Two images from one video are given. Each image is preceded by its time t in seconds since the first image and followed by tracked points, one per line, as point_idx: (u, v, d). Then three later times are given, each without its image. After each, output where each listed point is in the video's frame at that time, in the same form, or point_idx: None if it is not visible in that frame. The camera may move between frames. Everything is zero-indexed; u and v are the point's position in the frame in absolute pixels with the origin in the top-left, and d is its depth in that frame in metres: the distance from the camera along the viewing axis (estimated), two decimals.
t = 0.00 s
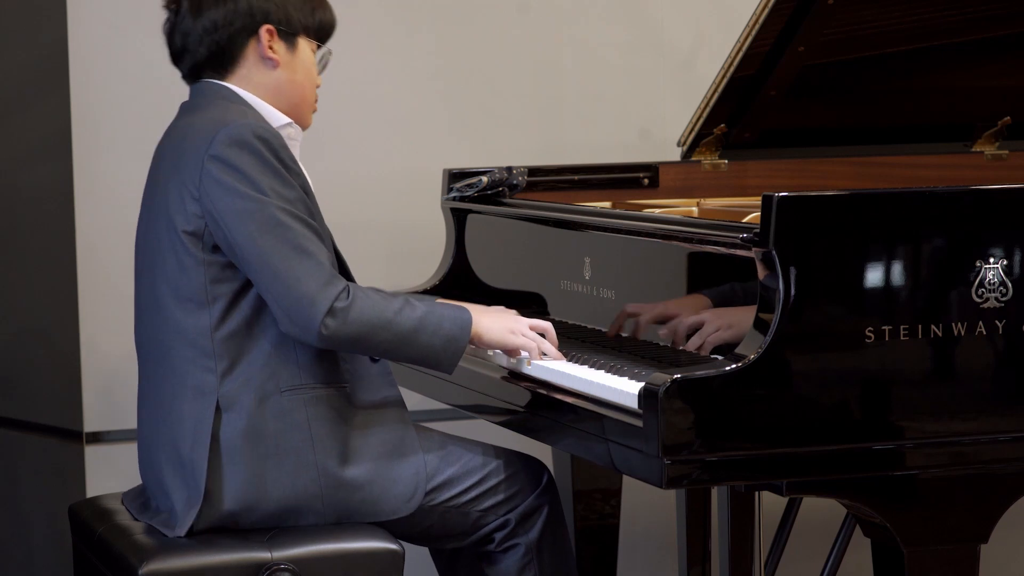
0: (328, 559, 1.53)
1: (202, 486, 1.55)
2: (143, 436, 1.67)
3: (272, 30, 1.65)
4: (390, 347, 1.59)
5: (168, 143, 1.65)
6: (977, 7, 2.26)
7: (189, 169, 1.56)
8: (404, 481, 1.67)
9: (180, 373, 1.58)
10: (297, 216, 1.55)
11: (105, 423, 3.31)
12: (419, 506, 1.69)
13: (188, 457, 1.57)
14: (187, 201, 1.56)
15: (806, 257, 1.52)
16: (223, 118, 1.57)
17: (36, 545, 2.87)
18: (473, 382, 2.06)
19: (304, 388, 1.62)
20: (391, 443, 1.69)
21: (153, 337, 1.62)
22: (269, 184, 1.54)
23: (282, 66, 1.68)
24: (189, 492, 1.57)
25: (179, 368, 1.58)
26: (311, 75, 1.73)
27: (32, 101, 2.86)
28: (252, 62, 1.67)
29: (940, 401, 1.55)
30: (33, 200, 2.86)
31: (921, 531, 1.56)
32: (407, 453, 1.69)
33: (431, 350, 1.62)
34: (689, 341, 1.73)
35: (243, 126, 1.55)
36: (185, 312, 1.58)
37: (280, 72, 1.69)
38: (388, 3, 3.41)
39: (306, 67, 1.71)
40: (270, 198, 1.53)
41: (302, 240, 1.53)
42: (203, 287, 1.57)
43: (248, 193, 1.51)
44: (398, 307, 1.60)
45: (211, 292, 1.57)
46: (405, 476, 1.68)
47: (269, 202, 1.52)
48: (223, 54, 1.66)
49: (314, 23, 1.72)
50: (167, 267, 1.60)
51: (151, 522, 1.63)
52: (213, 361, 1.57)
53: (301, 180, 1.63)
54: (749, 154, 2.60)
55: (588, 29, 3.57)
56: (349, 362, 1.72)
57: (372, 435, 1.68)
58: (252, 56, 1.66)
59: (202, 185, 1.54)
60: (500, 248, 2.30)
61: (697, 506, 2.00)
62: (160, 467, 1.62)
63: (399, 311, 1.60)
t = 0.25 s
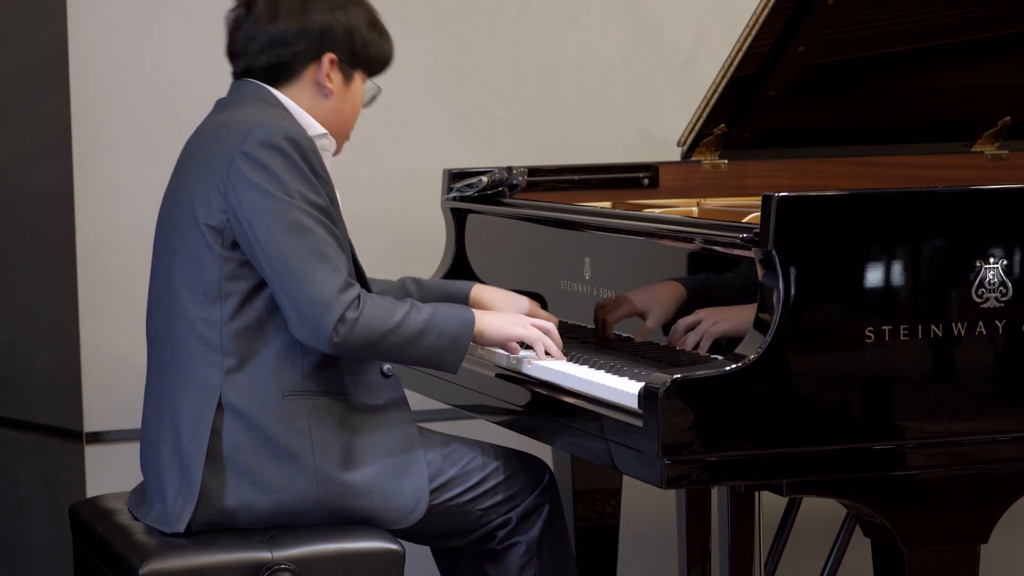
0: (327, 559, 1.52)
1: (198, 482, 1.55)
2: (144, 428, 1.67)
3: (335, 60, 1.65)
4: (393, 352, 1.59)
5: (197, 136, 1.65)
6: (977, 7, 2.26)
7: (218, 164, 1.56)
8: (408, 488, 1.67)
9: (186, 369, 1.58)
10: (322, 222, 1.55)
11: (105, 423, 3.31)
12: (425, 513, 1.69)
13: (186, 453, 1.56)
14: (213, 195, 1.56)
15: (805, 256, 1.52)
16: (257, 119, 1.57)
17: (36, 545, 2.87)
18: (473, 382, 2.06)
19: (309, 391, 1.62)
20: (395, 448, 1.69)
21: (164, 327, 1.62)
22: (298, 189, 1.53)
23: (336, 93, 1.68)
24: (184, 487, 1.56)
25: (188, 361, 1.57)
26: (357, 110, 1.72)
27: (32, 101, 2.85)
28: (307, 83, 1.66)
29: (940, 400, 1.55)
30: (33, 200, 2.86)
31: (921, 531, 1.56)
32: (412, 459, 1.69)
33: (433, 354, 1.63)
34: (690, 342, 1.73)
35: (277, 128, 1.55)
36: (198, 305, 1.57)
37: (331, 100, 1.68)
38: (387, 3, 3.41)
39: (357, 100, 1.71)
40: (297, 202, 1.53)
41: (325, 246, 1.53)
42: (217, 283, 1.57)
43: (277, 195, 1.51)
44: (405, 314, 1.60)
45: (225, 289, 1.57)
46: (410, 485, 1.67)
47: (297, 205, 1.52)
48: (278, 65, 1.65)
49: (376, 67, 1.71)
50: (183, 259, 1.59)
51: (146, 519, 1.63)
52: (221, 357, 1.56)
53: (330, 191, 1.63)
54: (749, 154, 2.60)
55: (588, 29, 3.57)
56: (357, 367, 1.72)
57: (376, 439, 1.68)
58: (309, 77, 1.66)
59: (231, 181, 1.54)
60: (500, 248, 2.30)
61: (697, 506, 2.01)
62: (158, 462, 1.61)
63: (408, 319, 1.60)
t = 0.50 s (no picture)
0: (326, 560, 1.53)
1: (197, 483, 1.55)
2: (145, 422, 1.66)
3: (377, 103, 1.63)
4: (395, 367, 1.59)
5: (226, 136, 1.63)
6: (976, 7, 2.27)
7: (247, 170, 1.54)
8: (411, 502, 1.65)
9: (193, 372, 1.57)
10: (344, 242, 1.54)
11: (105, 423, 3.31)
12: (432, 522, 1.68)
13: (187, 455, 1.56)
14: (240, 200, 1.54)
15: (805, 256, 1.52)
16: (293, 132, 1.56)
17: (35, 545, 2.87)
18: (473, 382, 2.06)
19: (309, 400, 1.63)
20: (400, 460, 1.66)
21: (177, 324, 1.61)
22: (326, 208, 1.52)
23: (370, 132, 1.67)
24: (182, 487, 1.56)
25: (198, 362, 1.56)
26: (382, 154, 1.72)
27: (32, 101, 2.86)
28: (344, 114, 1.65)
29: (940, 401, 1.55)
30: (33, 200, 2.86)
31: (921, 531, 1.56)
32: (417, 466, 1.67)
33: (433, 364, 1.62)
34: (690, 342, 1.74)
35: (313, 145, 1.53)
36: (213, 308, 1.56)
37: (363, 138, 1.67)
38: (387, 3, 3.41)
39: (386, 145, 1.70)
40: (324, 221, 1.51)
41: (344, 267, 1.52)
42: (234, 289, 1.56)
43: (305, 212, 1.50)
44: (409, 329, 1.59)
45: (242, 296, 1.56)
46: (415, 499, 1.65)
47: (324, 224, 1.50)
48: (323, 88, 1.63)
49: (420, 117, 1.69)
50: (199, 260, 1.58)
51: (142, 517, 1.62)
52: (229, 362, 1.56)
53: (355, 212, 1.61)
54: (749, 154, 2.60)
55: (587, 29, 3.57)
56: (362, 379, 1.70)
57: (381, 444, 1.66)
58: (349, 110, 1.65)
59: (260, 190, 1.52)
60: (500, 248, 2.30)
61: (697, 506, 2.01)
62: (157, 459, 1.61)
63: (413, 336, 1.59)
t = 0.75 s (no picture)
0: (327, 560, 1.53)
1: (199, 485, 1.54)
2: (149, 418, 1.66)
3: (391, 121, 1.63)
4: (398, 375, 1.59)
5: (244, 140, 1.62)
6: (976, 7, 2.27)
7: (263, 181, 1.53)
8: (414, 508, 1.65)
9: (199, 376, 1.57)
10: (354, 256, 1.53)
11: (106, 422, 3.31)
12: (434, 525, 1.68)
13: (190, 457, 1.56)
14: (255, 209, 1.53)
15: (805, 256, 1.52)
16: (311, 144, 1.55)
17: (35, 546, 2.87)
18: (473, 382, 2.06)
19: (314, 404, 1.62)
20: (403, 465, 1.65)
21: (185, 325, 1.60)
22: (341, 224, 1.51)
23: (383, 147, 1.67)
24: (184, 487, 1.56)
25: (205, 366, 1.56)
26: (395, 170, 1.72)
27: (32, 101, 2.86)
28: (358, 126, 1.65)
29: (940, 400, 1.55)
30: (33, 200, 2.87)
31: (921, 531, 1.56)
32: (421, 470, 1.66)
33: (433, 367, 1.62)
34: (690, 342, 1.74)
35: (333, 161, 1.52)
36: (222, 313, 1.56)
37: (374, 152, 1.67)
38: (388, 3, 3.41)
39: (399, 162, 1.70)
40: (337, 238, 1.50)
41: (352, 283, 1.51)
42: (244, 296, 1.55)
43: (318, 228, 1.48)
44: (412, 337, 1.59)
45: (251, 303, 1.55)
46: (418, 505, 1.65)
47: (335, 240, 1.49)
48: (340, 98, 1.64)
49: (436, 139, 1.68)
50: (208, 265, 1.57)
51: (143, 516, 1.62)
52: (236, 368, 1.55)
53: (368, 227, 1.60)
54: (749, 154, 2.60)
55: (587, 29, 3.57)
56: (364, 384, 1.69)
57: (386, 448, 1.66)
58: (363, 124, 1.64)
59: (275, 202, 1.51)
60: (499, 248, 2.30)
61: (697, 506, 2.01)
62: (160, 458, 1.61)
63: (416, 343, 1.59)
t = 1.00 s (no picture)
0: (326, 560, 1.53)
1: (202, 489, 1.55)
2: (153, 420, 1.67)
3: (391, 119, 1.64)
4: (397, 385, 1.59)
5: (248, 144, 1.62)
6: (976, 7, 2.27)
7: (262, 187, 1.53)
8: (415, 514, 1.64)
9: (202, 381, 1.57)
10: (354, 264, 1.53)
11: (106, 423, 3.30)
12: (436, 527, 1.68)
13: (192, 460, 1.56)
14: (255, 215, 1.53)
15: (805, 256, 1.52)
16: (311, 150, 1.54)
17: (35, 545, 2.87)
18: (473, 382, 2.06)
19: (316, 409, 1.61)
20: (405, 470, 1.65)
21: (188, 329, 1.60)
22: (341, 232, 1.51)
23: (383, 146, 1.67)
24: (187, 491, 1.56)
25: (207, 371, 1.56)
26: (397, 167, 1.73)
27: (32, 101, 2.86)
28: (359, 125, 1.66)
29: (940, 400, 1.55)
30: (33, 200, 2.87)
31: (921, 531, 1.56)
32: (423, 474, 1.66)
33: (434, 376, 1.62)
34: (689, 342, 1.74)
35: (333, 168, 1.51)
36: (224, 319, 1.56)
37: (375, 151, 1.68)
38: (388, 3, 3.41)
39: (401, 160, 1.71)
40: (337, 247, 1.50)
41: (352, 292, 1.51)
42: (244, 301, 1.55)
43: (317, 236, 1.48)
44: (411, 348, 1.59)
45: (252, 309, 1.55)
46: (420, 510, 1.65)
47: (335, 249, 1.49)
48: (340, 97, 1.64)
49: (437, 136, 1.69)
50: (210, 269, 1.57)
51: (146, 516, 1.63)
52: (237, 373, 1.55)
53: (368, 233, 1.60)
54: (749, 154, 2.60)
55: (587, 29, 3.57)
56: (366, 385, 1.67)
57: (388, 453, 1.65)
58: (363, 122, 1.65)
59: (274, 209, 1.51)
60: (499, 248, 2.30)
61: (697, 506, 2.01)
62: (163, 460, 1.61)
63: (416, 355, 1.60)
